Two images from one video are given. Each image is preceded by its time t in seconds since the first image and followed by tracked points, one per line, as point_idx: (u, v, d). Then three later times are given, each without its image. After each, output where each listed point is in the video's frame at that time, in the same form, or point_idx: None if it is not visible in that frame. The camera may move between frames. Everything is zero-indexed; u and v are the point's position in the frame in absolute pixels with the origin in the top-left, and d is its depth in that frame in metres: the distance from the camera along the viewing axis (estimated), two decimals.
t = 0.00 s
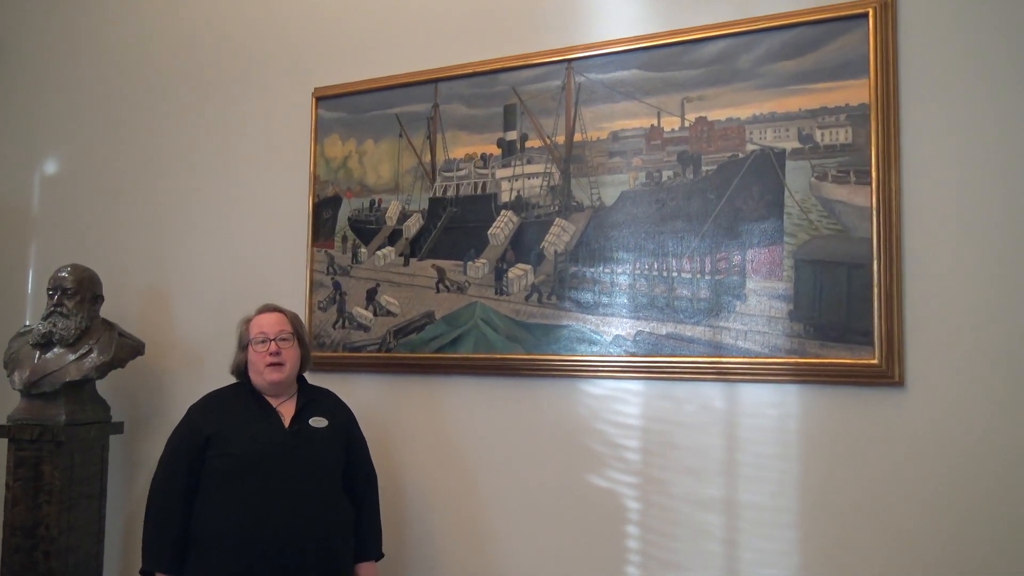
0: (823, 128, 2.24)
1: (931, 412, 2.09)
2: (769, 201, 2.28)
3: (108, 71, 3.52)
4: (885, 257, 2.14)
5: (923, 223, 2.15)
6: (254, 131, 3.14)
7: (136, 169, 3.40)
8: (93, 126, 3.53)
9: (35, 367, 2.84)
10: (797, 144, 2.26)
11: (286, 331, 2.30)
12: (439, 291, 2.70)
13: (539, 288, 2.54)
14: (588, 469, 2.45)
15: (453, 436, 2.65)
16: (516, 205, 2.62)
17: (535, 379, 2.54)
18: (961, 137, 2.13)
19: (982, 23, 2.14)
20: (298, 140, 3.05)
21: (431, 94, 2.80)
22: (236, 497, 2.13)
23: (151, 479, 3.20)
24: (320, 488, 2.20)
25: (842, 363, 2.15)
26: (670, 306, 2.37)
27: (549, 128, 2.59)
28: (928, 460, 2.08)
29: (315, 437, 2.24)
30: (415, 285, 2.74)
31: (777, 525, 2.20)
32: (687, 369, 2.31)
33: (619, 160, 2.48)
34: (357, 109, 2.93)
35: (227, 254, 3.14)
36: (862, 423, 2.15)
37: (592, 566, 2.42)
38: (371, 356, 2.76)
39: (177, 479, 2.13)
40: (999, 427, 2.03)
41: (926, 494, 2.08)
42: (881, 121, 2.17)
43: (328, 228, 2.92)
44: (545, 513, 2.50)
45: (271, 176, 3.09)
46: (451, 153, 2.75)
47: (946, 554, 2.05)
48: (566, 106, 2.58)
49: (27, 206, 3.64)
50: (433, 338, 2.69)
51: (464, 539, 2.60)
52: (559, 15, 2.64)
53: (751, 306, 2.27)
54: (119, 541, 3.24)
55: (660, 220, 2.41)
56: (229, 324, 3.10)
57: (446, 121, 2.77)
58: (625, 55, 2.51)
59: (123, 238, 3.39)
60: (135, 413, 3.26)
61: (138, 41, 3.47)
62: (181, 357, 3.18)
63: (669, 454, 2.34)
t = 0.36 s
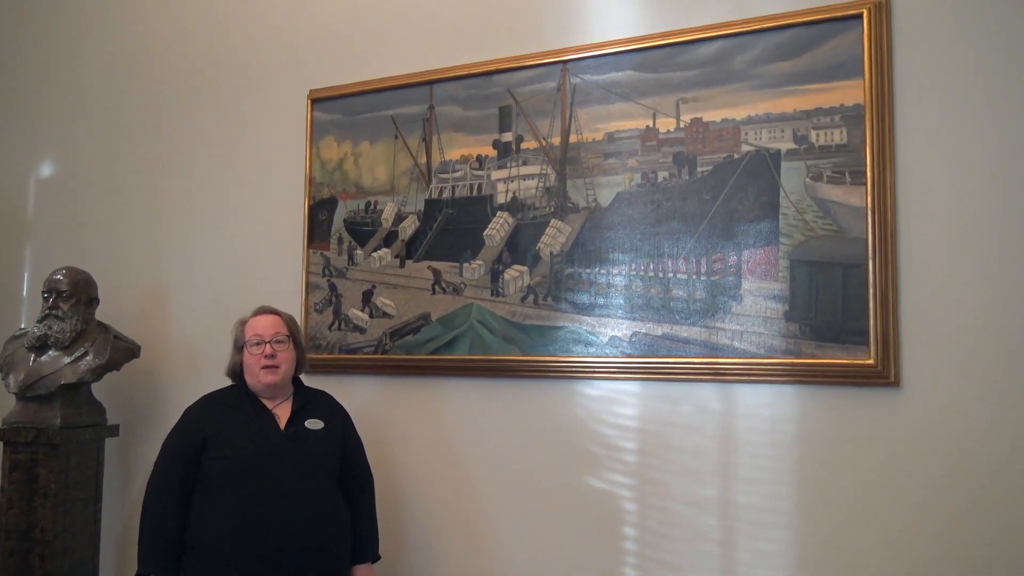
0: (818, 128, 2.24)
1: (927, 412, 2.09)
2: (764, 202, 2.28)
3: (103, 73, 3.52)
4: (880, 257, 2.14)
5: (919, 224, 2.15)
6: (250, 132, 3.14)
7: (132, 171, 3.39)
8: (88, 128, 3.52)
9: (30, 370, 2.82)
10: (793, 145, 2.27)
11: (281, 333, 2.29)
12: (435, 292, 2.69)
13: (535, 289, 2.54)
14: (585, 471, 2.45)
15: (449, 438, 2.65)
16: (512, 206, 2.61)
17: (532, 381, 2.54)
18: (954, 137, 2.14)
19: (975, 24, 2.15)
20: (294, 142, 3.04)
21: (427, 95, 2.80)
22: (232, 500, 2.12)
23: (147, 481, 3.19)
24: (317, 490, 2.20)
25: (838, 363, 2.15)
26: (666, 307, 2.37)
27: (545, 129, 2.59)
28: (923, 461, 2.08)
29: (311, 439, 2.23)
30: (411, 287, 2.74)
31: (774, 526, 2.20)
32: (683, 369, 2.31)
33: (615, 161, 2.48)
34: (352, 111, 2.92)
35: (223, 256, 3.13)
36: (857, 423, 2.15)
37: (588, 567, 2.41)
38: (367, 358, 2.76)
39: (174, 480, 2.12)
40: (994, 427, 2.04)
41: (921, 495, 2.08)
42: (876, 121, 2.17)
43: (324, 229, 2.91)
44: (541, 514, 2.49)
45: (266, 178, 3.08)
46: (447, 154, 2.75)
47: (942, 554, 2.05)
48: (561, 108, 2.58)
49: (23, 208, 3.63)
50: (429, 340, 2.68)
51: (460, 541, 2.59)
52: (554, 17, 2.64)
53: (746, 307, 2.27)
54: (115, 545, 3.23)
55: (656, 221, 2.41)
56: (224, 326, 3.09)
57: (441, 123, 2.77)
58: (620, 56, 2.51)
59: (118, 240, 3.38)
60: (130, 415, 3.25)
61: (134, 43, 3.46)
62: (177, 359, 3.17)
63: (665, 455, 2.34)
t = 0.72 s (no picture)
0: (815, 128, 2.24)
1: (925, 411, 2.09)
2: (761, 202, 2.28)
3: (100, 74, 3.51)
4: (877, 256, 2.14)
5: (916, 223, 2.15)
6: (246, 133, 3.13)
7: (129, 172, 3.38)
8: (85, 130, 3.51)
9: (28, 373, 2.81)
10: (789, 144, 2.27)
11: (279, 335, 2.29)
12: (433, 293, 2.69)
13: (532, 289, 2.54)
14: (583, 471, 2.44)
15: (447, 439, 2.64)
16: (509, 206, 2.61)
17: (530, 381, 2.54)
18: (951, 137, 2.14)
19: (971, 23, 2.15)
20: (290, 143, 3.04)
21: (424, 95, 2.80)
22: (231, 502, 2.12)
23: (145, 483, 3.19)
24: (315, 492, 2.20)
25: (835, 362, 2.15)
26: (664, 307, 2.37)
27: (541, 129, 2.59)
28: (921, 460, 2.08)
29: (309, 441, 2.23)
30: (409, 287, 2.74)
31: (772, 526, 2.20)
32: (681, 369, 2.31)
33: (612, 161, 2.48)
34: (349, 112, 2.92)
35: (220, 258, 3.13)
36: (854, 422, 2.15)
37: (587, 568, 2.41)
38: (364, 359, 2.76)
39: (172, 482, 2.11)
40: (991, 426, 2.04)
41: (919, 494, 2.08)
42: (873, 120, 2.18)
43: (321, 230, 2.91)
44: (540, 515, 2.49)
45: (263, 179, 3.08)
46: (444, 155, 2.75)
47: (939, 554, 2.05)
48: (558, 108, 2.58)
49: (19, 210, 3.62)
50: (427, 341, 2.68)
51: (459, 542, 2.59)
52: (551, 17, 2.64)
53: (743, 306, 2.27)
54: (113, 547, 3.22)
55: (653, 221, 2.41)
56: (222, 327, 3.09)
57: (438, 123, 2.76)
58: (616, 56, 2.51)
59: (115, 241, 3.38)
60: (128, 417, 3.25)
61: (130, 44, 3.46)
62: (175, 361, 3.17)
63: (663, 455, 2.34)
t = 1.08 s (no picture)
0: (814, 127, 2.24)
1: (924, 411, 2.09)
2: (761, 201, 2.28)
3: (100, 74, 3.51)
4: (877, 256, 2.14)
5: (915, 223, 2.15)
6: (246, 134, 3.14)
7: (129, 173, 3.38)
8: (85, 130, 3.52)
9: (28, 374, 2.82)
10: (788, 144, 2.27)
11: (281, 335, 2.29)
12: (432, 293, 2.69)
13: (532, 289, 2.54)
14: (583, 472, 2.44)
15: (447, 440, 2.64)
16: (509, 207, 2.61)
17: (529, 381, 2.54)
18: (949, 136, 2.14)
19: (970, 23, 2.15)
20: (290, 143, 3.04)
21: (423, 96, 2.80)
22: (231, 502, 2.12)
23: (146, 484, 3.19)
24: (315, 492, 2.19)
25: (835, 362, 2.15)
26: (663, 306, 2.37)
27: (541, 130, 2.59)
28: (921, 460, 2.08)
29: (309, 441, 2.23)
30: (408, 288, 2.74)
31: (772, 525, 2.20)
32: (680, 369, 2.31)
33: (611, 162, 2.48)
34: (348, 113, 2.92)
35: (220, 258, 3.13)
36: (855, 422, 2.15)
37: (587, 568, 2.41)
38: (364, 360, 2.76)
39: (172, 482, 2.11)
40: (990, 425, 2.04)
41: (918, 494, 2.08)
42: (872, 119, 2.18)
43: (321, 231, 2.91)
44: (539, 515, 2.49)
45: (263, 180, 3.08)
46: (443, 156, 2.75)
47: (939, 554, 2.05)
48: (557, 108, 2.58)
49: (19, 210, 3.62)
50: (427, 341, 2.68)
51: (459, 542, 2.59)
52: (550, 17, 2.64)
53: (743, 306, 2.27)
54: (113, 548, 3.22)
55: (652, 220, 2.41)
56: (222, 328, 3.09)
57: (438, 124, 2.77)
58: (615, 56, 2.51)
59: (115, 242, 3.38)
60: (129, 418, 3.25)
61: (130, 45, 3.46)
62: (175, 361, 3.17)
63: (663, 455, 2.34)
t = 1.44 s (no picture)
0: (815, 126, 2.24)
1: (925, 410, 2.09)
2: (762, 201, 2.28)
3: (101, 75, 3.52)
4: (878, 255, 2.14)
5: (916, 221, 2.15)
6: (248, 134, 3.14)
7: (131, 172, 3.39)
8: (87, 131, 3.52)
9: (30, 374, 2.82)
10: (790, 143, 2.27)
11: (284, 334, 2.29)
12: (434, 293, 2.70)
13: (533, 289, 2.55)
14: (585, 471, 2.44)
15: (449, 439, 2.65)
16: (510, 206, 2.62)
17: (531, 380, 2.54)
18: (951, 135, 2.14)
19: (971, 22, 2.15)
20: (291, 142, 3.05)
21: (424, 95, 2.80)
22: (233, 501, 2.12)
23: (148, 483, 3.19)
24: (317, 491, 2.20)
25: (837, 361, 2.15)
26: (664, 306, 2.37)
27: (542, 129, 2.59)
28: (923, 458, 2.08)
29: (311, 440, 2.23)
30: (410, 287, 2.74)
31: (774, 524, 2.20)
32: (682, 368, 2.31)
33: (612, 161, 2.48)
34: (350, 112, 2.93)
35: (222, 257, 3.13)
36: (856, 421, 2.15)
37: (588, 567, 2.41)
38: (366, 359, 2.76)
39: (174, 482, 2.12)
40: (991, 424, 2.04)
41: (920, 492, 2.08)
42: (874, 118, 2.17)
43: (322, 230, 2.92)
44: (541, 514, 2.49)
45: (265, 179, 3.08)
46: (445, 155, 2.75)
47: (940, 553, 2.05)
48: (558, 108, 2.58)
49: (21, 211, 3.63)
50: (429, 340, 2.68)
51: (460, 541, 2.59)
52: (551, 16, 2.64)
53: (744, 305, 2.27)
54: (116, 547, 3.23)
55: (654, 220, 2.41)
56: (224, 327, 3.10)
57: (439, 123, 2.77)
58: (616, 55, 2.51)
59: (117, 241, 3.38)
60: (131, 417, 3.25)
61: (131, 45, 3.46)
62: (177, 360, 3.17)
63: (665, 454, 2.34)
